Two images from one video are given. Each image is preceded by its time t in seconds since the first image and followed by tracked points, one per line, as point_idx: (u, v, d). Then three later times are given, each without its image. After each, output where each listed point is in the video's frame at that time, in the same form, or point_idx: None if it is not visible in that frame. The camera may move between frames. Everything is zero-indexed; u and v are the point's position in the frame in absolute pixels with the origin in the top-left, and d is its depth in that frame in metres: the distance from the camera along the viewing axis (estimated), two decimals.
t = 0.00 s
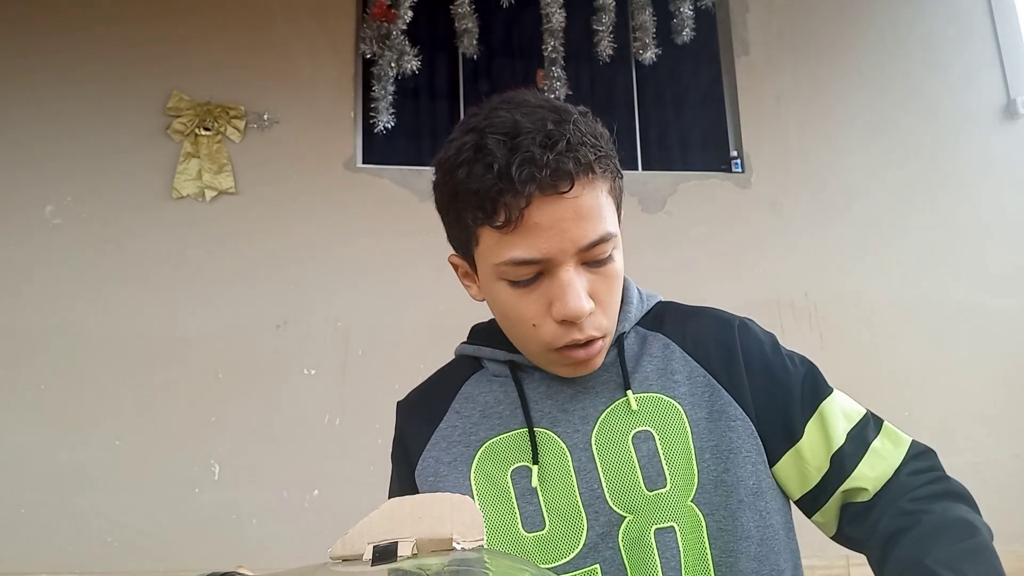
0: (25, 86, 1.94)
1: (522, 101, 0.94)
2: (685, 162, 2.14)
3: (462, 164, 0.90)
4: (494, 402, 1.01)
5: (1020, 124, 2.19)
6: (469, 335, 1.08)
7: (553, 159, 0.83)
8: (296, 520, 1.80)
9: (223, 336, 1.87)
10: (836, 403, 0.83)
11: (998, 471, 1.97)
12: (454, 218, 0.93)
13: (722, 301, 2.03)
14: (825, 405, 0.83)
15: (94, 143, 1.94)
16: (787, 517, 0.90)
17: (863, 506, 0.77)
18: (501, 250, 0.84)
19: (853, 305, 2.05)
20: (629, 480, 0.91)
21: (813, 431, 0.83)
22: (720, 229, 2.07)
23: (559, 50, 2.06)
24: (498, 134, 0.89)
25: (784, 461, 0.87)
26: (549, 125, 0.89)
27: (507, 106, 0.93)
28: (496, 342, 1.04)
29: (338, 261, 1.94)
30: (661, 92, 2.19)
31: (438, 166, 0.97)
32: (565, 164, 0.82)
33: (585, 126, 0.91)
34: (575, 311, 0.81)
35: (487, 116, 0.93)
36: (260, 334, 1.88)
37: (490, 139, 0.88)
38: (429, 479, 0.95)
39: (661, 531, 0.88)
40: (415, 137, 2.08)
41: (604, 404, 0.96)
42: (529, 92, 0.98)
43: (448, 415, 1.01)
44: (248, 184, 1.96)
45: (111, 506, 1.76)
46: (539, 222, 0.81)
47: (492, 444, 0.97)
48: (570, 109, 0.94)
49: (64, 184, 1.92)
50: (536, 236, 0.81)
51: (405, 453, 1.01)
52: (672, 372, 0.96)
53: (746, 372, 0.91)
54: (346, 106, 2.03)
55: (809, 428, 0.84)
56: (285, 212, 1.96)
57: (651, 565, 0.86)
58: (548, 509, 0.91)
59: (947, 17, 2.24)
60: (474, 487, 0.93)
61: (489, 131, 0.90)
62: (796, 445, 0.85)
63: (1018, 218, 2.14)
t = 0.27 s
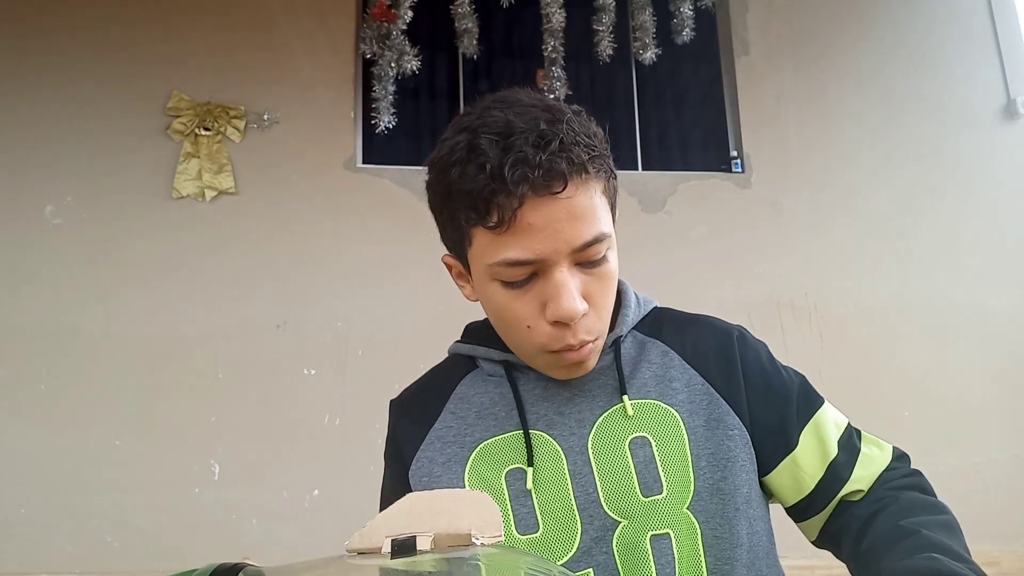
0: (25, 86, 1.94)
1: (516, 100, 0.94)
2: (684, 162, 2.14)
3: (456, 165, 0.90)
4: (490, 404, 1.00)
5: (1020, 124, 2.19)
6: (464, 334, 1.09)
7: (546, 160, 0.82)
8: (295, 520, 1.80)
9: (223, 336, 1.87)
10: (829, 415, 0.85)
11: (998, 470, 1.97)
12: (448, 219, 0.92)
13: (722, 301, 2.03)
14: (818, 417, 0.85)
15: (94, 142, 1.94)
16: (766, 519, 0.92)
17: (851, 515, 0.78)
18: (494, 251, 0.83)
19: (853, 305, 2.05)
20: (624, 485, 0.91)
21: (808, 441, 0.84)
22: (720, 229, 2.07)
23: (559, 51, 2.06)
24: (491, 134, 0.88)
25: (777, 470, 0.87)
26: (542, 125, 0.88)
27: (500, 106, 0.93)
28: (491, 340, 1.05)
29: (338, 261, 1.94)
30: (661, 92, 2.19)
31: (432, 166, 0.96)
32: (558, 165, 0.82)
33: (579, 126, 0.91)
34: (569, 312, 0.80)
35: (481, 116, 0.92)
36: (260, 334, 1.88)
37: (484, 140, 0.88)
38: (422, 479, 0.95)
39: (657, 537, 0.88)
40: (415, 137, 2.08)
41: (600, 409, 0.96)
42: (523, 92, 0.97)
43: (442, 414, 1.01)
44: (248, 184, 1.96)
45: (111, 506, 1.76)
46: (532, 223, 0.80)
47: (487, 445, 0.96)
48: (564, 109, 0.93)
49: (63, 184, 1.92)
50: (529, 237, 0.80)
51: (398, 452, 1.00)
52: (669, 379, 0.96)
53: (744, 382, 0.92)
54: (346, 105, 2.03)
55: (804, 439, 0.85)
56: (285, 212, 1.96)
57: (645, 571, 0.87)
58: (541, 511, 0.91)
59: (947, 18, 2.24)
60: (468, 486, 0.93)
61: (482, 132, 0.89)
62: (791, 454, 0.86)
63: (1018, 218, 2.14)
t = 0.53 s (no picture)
0: (24, 86, 1.94)
1: (511, 106, 0.93)
2: (684, 162, 2.14)
3: (450, 171, 0.89)
4: (483, 407, 1.00)
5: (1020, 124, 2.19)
6: (457, 338, 1.08)
7: (540, 170, 0.82)
8: (295, 521, 1.80)
9: (223, 336, 1.87)
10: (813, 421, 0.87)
11: (998, 470, 1.98)
12: (441, 224, 0.92)
13: (722, 301, 2.03)
14: (803, 424, 0.87)
15: (94, 142, 1.94)
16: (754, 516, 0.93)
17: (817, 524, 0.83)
18: (487, 260, 0.83)
19: (852, 305, 2.05)
20: (618, 486, 0.91)
21: (789, 445, 0.87)
22: (719, 229, 2.07)
23: (559, 51, 2.06)
24: (486, 141, 0.88)
25: (753, 470, 0.90)
26: (537, 134, 0.88)
27: (494, 112, 0.92)
28: (483, 344, 1.04)
29: (338, 261, 1.94)
30: (661, 92, 2.19)
31: (426, 170, 0.96)
32: (553, 174, 0.82)
33: (573, 133, 0.90)
34: (561, 322, 0.81)
35: (475, 122, 0.92)
36: (260, 335, 1.88)
37: (477, 147, 0.88)
38: (418, 484, 0.95)
39: (651, 537, 0.88)
40: (415, 137, 2.08)
41: (593, 410, 0.96)
42: (518, 96, 0.97)
43: (436, 419, 1.00)
44: (248, 184, 1.96)
45: (111, 506, 1.76)
46: (526, 233, 0.80)
47: (481, 449, 0.96)
48: (559, 114, 0.93)
49: (63, 184, 1.92)
50: (523, 247, 0.80)
51: (394, 456, 1.00)
52: (662, 379, 0.96)
53: (733, 381, 0.93)
54: (346, 105, 2.03)
55: (787, 441, 0.87)
56: (285, 213, 1.95)
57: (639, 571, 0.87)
58: (535, 514, 0.92)
59: (947, 18, 2.24)
60: (463, 491, 0.93)
61: (476, 139, 0.89)
62: (773, 455, 0.88)
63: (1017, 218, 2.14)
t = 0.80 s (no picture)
0: (25, 86, 1.94)
1: (506, 115, 0.91)
2: (684, 162, 2.14)
3: (444, 183, 0.87)
4: (476, 410, 1.00)
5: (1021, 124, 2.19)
6: (446, 343, 1.08)
7: (539, 188, 0.81)
8: (295, 520, 1.80)
9: (223, 336, 1.87)
10: (794, 411, 0.91)
11: (997, 470, 1.98)
12: (435, 235, 0.90)
13: (722, 301, 2.02)
14: (784, 412, 0.91)
15: (93, 143, 1.94)
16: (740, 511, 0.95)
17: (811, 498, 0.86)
18: (485, 274, 0.83)
19: (852, 305, 2.05)
20: (612, 481, 0.92)
21: (775, 432, 0.90)
22: (719, 229, 2.07)
23: (559, 50, 2.06)
24: (482, 154, 0.86)
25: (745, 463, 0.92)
26: (534, 147, 0.86)
27: (488, 121, 0.90)
28: (474, 349, 1.04)
29: (338, 261, 1.94)
30: (661, 92, 2.19)
31: (418, 178, 0.94)
32: (551, 189, 0.81)
33: (568, 145, 0.89)
34: (558, 337, 0.81)
35: (469, 132, 0.89)
36: (260, 335, 1.88)
37: (474, 161, 0.85)
38: (412, 489, 0.95)
39: (646, 530, 0.89)
40: (415, 137, 2.08)
41: (584, 407, 0.97)
42: (512, 104, 0.94)
43: (428, 423, 1.00)
44: (248, 184, 1.96)
45: (111, 506, 1.76)
46: (525, 251, 0.80)
47: (474, 451, 0.96)
48: (553, 123, 0.91)
49: (63, 184, 1.92)
50: (522, 264, 0.80)
51: (384, 461, 0.99)
52: (651, 376, 0.97)
53: (720, 377, 0.95)
54: (346, 105, 2.03)
55: (773, 430, 0.90)
56: (285, 213, 1.96)
57: (637, 564, 0.87)
58: (533, 513, 0.91)
59: (947, 18, 2.24)
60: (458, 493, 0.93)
61: (471, 151, 0.87)
62: (762, 445, 0.91)
63: (1017, 218, 2.14)
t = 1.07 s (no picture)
0: (25, 86, 1.94)
1: (489, 137, 0.90)
2: (685, 162, 2.14)
3: (429, 208, 0.87)
4: (468, 416, 1.00)
5: (1021, 124, 2.19)
6: (438, 350, 1.08)
7: (522, 213, 0.80)
8: (295, 520, 1.80)
9: (223, 336, 1.87)
10: (787, 389, 0.88)
11: (997, 471, 1.98)
12: (422, 256, 0.90)
13: (722, 301, 2.02)
14: (778, 392, 0.88)
15: (93, 142, 1.94)
16: (741, 498, 0.93)
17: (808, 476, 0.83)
18: (471, 297, 0.83)
19: (852, 305, 2.05)
20: (603, 477, 0.92)
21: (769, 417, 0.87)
22: (720, 229, 2.07)
23: (559, 50, 2.06)
24: (465, 178, 0.85)
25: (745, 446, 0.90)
26: (518, 171, 0.85)
27: (471, 143, 0.89)
28: (465, 356, 1.04)
29: (338, 261, 1.94)
30: (661, 92, 2.19)
31: (405, 200, 0.93)
32: (534, 213, 0.80)
33: (552, 165, 0.88)
34: (544, 357, 0.81)
35: (453, 154, 0.89)
36: (260, 334, 1.88)
37: (457, 186, 0.85)
38: (407, 493, 0.94)
39: (637, 523, 0.88)
40: (415, 137, 2.08)
41: (574, 406, 0.97)
42: (495, 124, 0.93)
43: (421, 429, 1.00)
44: (248, 184, 1.96)
45: (111, 506, 1.76)
46: (509, 275, 0.79)
47: (467, 455, 0.96)
48: (535, 141, 0.91)
49: (63, 184, 1.92)
50: (507, 288, 0.80)
51: (379, 468, 0.99)
52: (637, 371, 0.98)
53: (706, 366, 0.95)
54: (346, 105, 2.03)
55: (765, 413, 0.88)
56: (285, 212, 1.96)
57: (629, 558, 0.86)
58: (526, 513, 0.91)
59: (946, 18, 2.24)
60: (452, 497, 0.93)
61: (454, 174, 0.86)
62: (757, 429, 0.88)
63: (1017, 218, 2.14)
